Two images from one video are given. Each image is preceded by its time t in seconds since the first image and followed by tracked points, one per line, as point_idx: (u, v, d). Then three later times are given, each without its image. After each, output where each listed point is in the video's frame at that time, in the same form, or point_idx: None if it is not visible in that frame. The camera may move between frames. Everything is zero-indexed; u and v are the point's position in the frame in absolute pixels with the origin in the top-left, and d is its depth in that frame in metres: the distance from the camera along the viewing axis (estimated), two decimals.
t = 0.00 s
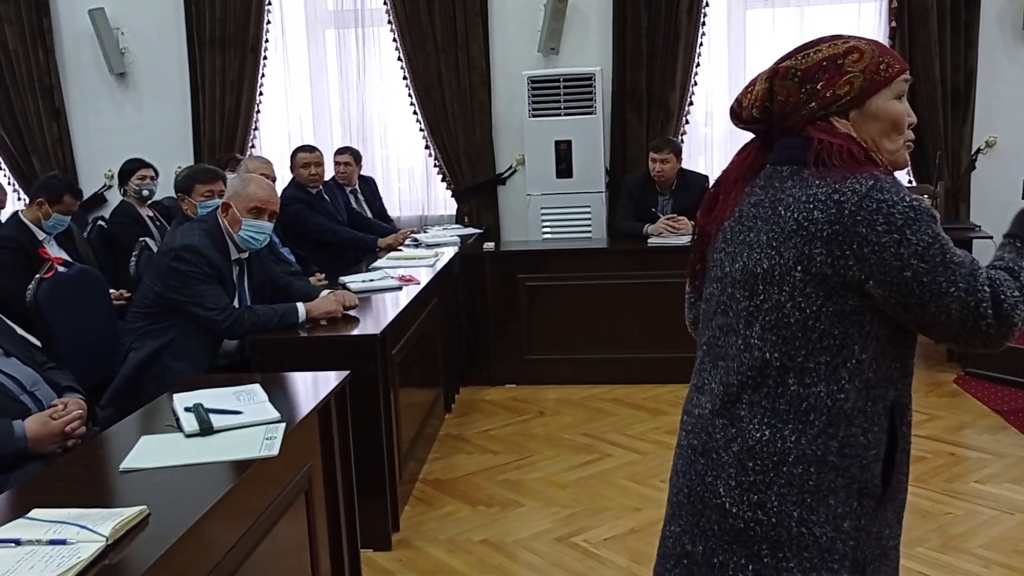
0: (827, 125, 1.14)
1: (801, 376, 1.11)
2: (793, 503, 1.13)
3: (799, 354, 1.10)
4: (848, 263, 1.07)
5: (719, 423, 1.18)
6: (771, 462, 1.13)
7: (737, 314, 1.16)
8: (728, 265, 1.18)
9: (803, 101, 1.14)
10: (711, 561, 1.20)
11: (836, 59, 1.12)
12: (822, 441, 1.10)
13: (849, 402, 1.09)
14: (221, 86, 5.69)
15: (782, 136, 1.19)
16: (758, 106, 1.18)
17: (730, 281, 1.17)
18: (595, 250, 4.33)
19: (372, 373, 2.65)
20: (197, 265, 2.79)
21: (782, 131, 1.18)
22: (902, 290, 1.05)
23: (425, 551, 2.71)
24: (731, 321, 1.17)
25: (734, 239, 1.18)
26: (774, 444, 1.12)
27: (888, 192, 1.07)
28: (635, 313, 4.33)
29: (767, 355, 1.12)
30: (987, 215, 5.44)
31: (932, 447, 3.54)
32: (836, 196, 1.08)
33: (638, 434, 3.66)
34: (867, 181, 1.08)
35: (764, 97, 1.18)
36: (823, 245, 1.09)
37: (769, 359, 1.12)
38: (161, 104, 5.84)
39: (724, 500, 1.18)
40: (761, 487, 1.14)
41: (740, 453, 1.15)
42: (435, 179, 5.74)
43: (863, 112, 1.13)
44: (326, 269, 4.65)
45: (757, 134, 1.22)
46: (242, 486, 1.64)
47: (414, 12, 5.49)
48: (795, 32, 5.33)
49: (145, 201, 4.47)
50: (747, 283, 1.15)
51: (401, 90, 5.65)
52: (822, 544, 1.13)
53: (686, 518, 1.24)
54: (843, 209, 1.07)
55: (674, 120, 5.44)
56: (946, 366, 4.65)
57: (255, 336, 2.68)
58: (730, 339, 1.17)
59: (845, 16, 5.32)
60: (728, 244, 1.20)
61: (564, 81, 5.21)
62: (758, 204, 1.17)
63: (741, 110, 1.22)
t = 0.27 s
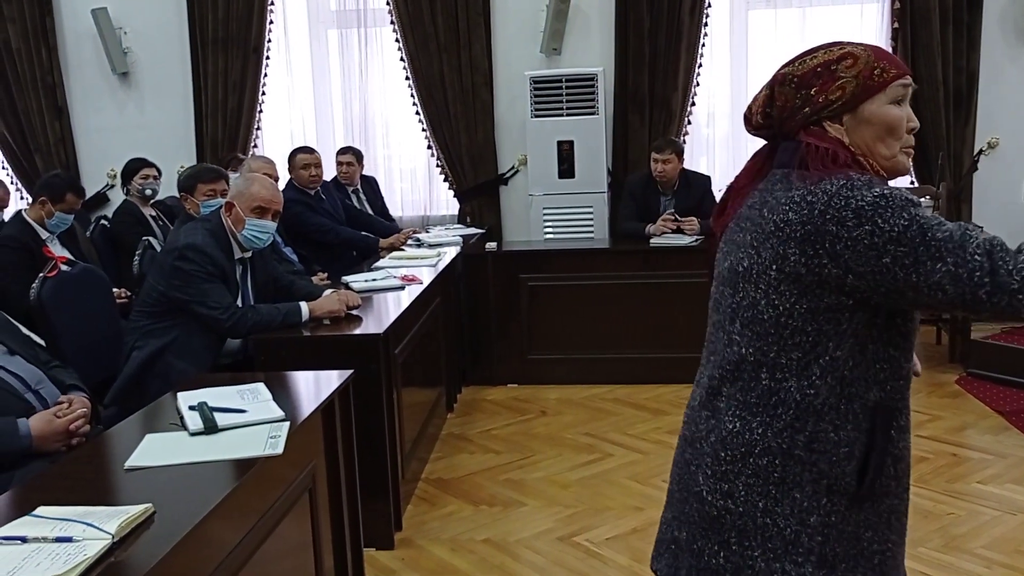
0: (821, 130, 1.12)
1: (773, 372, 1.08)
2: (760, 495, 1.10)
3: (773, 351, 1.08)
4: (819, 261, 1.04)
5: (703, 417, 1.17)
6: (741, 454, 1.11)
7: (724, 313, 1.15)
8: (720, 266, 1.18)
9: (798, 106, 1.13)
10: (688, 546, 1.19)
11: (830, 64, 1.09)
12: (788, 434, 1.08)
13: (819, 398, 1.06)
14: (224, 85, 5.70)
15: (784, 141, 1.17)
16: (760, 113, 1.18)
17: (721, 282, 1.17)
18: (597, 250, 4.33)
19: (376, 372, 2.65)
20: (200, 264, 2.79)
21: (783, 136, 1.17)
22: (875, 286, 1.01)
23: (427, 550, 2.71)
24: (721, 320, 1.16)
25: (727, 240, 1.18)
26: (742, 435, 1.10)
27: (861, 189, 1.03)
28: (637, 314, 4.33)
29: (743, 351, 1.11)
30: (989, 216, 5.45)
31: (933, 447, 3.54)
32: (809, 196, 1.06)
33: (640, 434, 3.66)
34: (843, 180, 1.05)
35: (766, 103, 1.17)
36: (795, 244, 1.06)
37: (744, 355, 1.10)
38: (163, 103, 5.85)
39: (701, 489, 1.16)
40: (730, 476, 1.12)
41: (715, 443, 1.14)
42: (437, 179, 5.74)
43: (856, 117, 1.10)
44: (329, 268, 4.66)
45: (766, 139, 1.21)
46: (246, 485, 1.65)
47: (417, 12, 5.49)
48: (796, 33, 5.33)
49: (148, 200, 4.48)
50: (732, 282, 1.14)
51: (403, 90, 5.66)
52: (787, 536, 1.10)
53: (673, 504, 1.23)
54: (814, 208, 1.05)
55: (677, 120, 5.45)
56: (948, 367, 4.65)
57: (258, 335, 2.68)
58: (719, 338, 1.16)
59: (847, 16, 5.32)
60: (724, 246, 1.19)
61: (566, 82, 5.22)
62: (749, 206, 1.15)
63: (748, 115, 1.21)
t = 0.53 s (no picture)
0: (843, 132, 1.09)
1: (795, 382, 1.07)
2: (782, 506, 1.10)
3: (795, 361, 1.07)
4: (840, 270, 1.03)
5: (725, 425, 1.16)
6: (763, 465, 1.10)
7: (746, 320, 1.14)
8: (741, 273, 1.16)
9: (819, 107, 1.10)
10: (710, 556, 1.18)
11: (852, 65, 1.07)
12: (811, 446, 1.07)
13: (841, 410, 1.05)
14: (224, 84, 5.70)
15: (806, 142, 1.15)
16: (781, 114, 1.16)
17: (742, 290, 1.16)
18: (597, 249, 4.33)
19: (375, 371, 2.65)
20: (200, 262, 2.79)
21: (804, 137, 1.15)
22: (897, 294, 1.00)
23: (427, 549, 2.71)
24: (744, 327, 1.15)
25: (748, 247, 1.16)
26: (764, 446, 1.10)
27: (881, 197, 1.01)
28: (637, 313, 4.34)
29: (763, 361, 1.10)
30: (989, 216, 5.45)
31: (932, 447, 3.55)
32: (828, 205, 1.04)
33: (640, 433, 3.67)
34: (863, 188, 1.03)
35: (787, 104, 1.15)
36: (815, 254, 1.05)
37: (766, 365, 1.09)
38: (163, 102, 5.85)
39: (723, 497, 1.15)
40: (753, 488, 1.11)
41: (737, 453, 1.13)
42: (437, 178, 5.74)
43: (879, 118, 1.07)
44: (329, 267, 4.67)
45: (787, 139, 1.19)
46: (246, 483, 1.65)
47: (417, 10, 5.49)
48: (796, 33, 5.33)
49: (148, 199, 4.48)
50: (753, 289, 1.12)
51: (403, 89, 5.66)
52: (810, 548, 1.09)
53: (695, 511, 1.22)
54: (834, 218, 1.03)
55: (676, 120, 5.44)
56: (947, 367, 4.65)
57: (258, 333, 2.68)
58: (742, 345, 1.15)
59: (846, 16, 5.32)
60: (745, 251, 1.17)
61: (566, 81, 5.21)
62: (770, 211, 1.14)
63: (769, 115, 1.19)
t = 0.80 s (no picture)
0: (911, 131, 1.00)
1: (866, 401, 0.98)
2: (850, 533, 1.00)
3: (865, 380, 0.97)
4: (915, 285, 0.93)
5: (783, 442, 1.05)
6: (832, 488, 1.00)
7: (803, 333, 1.03)
8: (795, 281, 1.06)
9: (886, 103, 1.00)
10: None
11: (924, 57, 0.97)
12: (883, 469, 0.98)
13: (916, 431, 0.96)
14: (224, 84, 5.70)
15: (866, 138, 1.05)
16: (839, 108, 1.05)
17: (797, 299, 1.05)
18: (597, 249, 4.33)
19: (375, 371, 2.65)
20: (201, 262, 2.79)
21: (864, 134, 1.05)
22: (981, 311, 0.91)
23: (428, 549, 2.71)
24: (799, 339, 1.04)
25: (802, 253, 1.06)
26: (832, 468, 1.00)
27: (962, 207, 0.92)
28: (637, 313, 4.34)
29: (829, 378, 0.99)
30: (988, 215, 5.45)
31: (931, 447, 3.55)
32: (901, 213, 0.95)
33: (639, 433, 3.67)
34: (941, 196, 0.94)
35: (845, 97, 1.04)
36: (888, 266, 0.95)
37: (832, 383, 0.99)
38: (163, 101, 5.85)
39: (782, 520, 1.05)
40: (820, 512, 1.01)
41: (798, 474, 1.03)
42: (437, 177, 5.74)
43: (951, 117, 0.98)
44: (329, 266, 4.67)
45: (842, 135, 1.08)
46: (246, 483, 1.65)
47: (418, 10, 5.49)
48: (795, 33, 5.33)
49: (148, 198, 4.48)
50: (812, 299, 1.02)
51: (403, 88, 5.66)
52: None
53: (746, 532, 1.12)
54: (908, 227, 0.94)
55: (677, 119, 5.44)
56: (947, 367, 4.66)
57: (258, 333, 2.68)
58: (796, 358, 1.05)
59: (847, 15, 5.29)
60: (797, 257, 1.07)
61: (566, 80, 5.21)
62: (829, 214, 1.03)
63: (823, 108, 1.08)
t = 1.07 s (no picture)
0: (1006, 133, 0.94)
1: (930, 419, 0.96)
2: (905, 556, 1.00)
3: (930, 397, 0.96)
4: (993, 301, 0.91)
5: (831, 456, 1.05)
6: (886, 509, 1.00)
7: (859, 342, 1.01)
8: (853, 283, 1.03)
9: (978, 101, 0.94)
10: None
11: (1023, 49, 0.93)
12: (945, 491, 0.97)
13: (983, 451, 0.95)
14: (223, 84, 5.70)
15: (942, 134, 1.00)
16: (914, 101, 1.00)
17: (855, 301, 1.02)
18: (596, 249, 4.33)
19: (374, 371, 2.65)
20: (200, 262, 2.79)
21: (942, 130, 1.00)
22: None
23: (426, 549, 2.71)
24: (852, 347, 1.02)
25: (862, 255, 1.03)
26: (890, 488, 0.99)
27: None
28: (636, 313, 4.34)
29: (890, 392, 0.98)
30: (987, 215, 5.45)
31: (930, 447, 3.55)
32: (982, 223, 0.91)
33: (638, 433, 3.67)
34: None
35: (923, 90, 0.99)
36: (964, 279, 0.92)
37: (894, 398, 0.98)
38: (163, 101, 5.85)
39: (829, 538, 1.05)
40: (872, 531, 1.01)
41: (850, 491, 1.02)
42: (437, 178, 5.74)
43: None
44: (328, 266, 4.67)
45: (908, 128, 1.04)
46: (245, 483, 1.65)
47: (417, 10, 5.49)
48: (794, 34, 5.33)
49: (147, 198, 4.48)
50: (872, 308, 0.99)
51: (403, 89, 5.66)
52: None
53: (786, 542, 1.12)
54: (990, 239, 0.90)
55: (676, 119, 5.44)
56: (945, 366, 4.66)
57: (257, 333, 2.68)
58: (849, 364, 1.02)
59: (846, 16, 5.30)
60: (856, 258, 1.04)
61: (566, 81, 5.21)
62: (896, 216, 1.00)
63: (891, 99, 1.03)
